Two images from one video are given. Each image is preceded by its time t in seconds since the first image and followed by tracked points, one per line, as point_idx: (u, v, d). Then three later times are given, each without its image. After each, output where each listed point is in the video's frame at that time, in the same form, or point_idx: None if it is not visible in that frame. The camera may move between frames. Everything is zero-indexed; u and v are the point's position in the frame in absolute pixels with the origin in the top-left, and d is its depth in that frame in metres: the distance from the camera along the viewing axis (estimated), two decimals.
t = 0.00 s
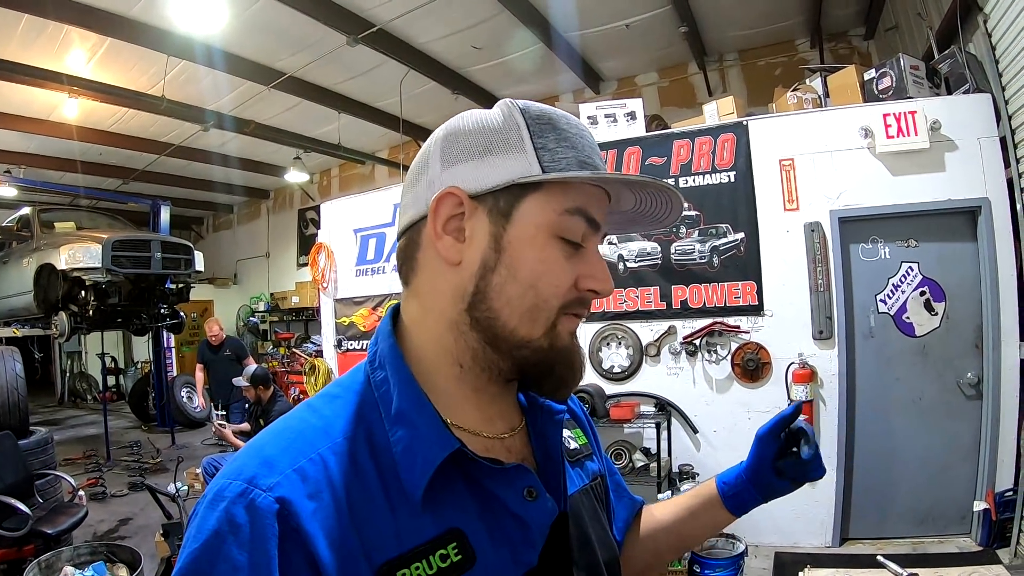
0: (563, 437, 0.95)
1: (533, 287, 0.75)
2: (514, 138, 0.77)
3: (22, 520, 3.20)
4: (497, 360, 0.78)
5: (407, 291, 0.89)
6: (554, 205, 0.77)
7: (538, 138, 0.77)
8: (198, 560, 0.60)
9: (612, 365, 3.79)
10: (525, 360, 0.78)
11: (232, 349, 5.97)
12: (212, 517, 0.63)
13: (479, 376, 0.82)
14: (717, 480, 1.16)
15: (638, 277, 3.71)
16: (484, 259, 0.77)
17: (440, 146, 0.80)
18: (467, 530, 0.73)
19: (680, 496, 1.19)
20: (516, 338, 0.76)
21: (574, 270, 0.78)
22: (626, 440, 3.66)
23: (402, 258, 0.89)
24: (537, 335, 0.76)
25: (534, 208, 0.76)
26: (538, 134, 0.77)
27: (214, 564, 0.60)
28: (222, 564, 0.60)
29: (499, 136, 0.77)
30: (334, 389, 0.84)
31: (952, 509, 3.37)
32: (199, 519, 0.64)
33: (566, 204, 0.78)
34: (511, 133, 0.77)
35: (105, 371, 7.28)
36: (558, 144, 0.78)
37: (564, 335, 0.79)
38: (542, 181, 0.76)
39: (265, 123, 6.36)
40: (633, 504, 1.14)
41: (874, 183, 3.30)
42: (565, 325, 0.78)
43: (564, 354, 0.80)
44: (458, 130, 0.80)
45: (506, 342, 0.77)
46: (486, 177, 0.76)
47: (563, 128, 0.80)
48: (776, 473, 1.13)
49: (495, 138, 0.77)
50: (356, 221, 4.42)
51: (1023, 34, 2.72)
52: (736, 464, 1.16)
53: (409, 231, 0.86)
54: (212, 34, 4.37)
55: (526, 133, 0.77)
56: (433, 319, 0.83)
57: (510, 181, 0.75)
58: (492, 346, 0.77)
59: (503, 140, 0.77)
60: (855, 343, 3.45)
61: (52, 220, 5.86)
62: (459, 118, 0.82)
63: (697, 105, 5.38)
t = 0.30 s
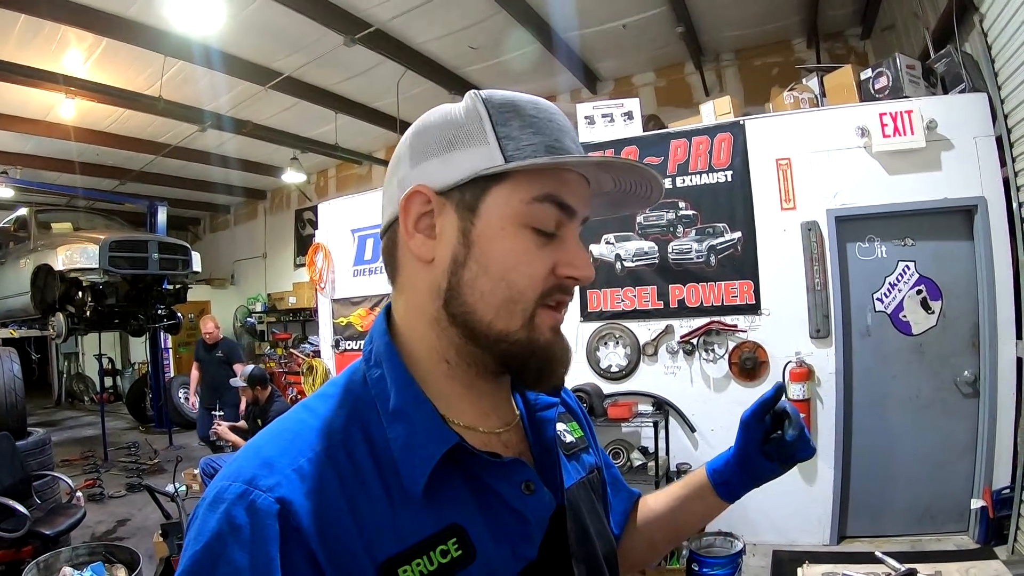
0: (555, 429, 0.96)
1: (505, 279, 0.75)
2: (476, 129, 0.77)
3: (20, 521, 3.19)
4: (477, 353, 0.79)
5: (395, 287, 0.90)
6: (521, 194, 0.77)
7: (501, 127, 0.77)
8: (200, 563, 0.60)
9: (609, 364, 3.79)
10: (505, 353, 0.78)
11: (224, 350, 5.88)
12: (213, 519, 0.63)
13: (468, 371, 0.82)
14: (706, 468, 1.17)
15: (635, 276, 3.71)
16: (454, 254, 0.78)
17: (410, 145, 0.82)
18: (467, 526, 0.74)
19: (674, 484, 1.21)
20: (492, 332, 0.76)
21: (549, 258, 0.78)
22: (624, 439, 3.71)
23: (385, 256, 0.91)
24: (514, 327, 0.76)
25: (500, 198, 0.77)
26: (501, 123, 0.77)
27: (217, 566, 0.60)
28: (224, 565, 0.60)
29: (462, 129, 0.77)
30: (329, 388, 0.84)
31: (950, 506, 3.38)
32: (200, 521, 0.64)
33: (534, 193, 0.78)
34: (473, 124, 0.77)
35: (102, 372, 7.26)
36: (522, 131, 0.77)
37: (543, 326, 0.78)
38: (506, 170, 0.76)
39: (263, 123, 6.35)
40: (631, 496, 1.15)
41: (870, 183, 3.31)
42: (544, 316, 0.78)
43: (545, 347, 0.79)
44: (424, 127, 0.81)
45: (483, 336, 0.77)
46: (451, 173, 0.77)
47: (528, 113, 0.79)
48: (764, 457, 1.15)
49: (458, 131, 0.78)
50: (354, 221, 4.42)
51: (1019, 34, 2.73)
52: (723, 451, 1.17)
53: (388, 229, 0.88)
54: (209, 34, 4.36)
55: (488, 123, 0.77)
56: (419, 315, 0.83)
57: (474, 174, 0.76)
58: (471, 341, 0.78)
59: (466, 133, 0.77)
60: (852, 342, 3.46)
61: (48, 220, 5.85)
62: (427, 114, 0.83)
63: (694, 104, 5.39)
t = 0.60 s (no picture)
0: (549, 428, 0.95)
1: (502, 280, 0.75)
2: (469, 127, 0.76)
3: (19, 522, 3.18)
4: (475, 355, 0.79)
5: (388, 286, 0.89)
6: (515, 193, 0.77)
7: (493, 124, 0.76)
8: (190, 564, 0.60)
9: (609, 364, 3.79)
10: (502, 354, 0.78)
11: (207, 356, 5.35)
12: (203, 521, 0.62)
13: (462, 372, 0.82)
14: (701, 464, 1.16)
15: (635, 276, 3.71)
16: (450, 256, 0.77)
17: (402, 144, 0.82)
18: (459, 527, 0.73)
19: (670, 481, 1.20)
20: (490, 333, 0.76)
21: (547, 257, 0.78)
22: (623, 439, 3.70)
23: (379, 256, 0.90)
24: (512, 328, 0.76)
25: (495, 198, 0.76)
26: (494, 121, 0.76)
27: (207, 568, 0.60)
28: (213, 567, 0.60)
29: (454, 127, 0.77)
30: (322, 388, 0.84)
31: (949, 506, 3.38)
32: (190, 523, 0.64)
33: (529, 192, 0.78)
34: (465, 121, 0.76)
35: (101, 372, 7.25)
36: (515, 129, 0.77)
37: (541, 327, 0.78)
38: (500, 170, 0.76)
39: (261, 124, 6.34)
40: (627, 495, 1.14)
41: (869, 183, 3.31)
42: (544, 316, 0.78)
43: (542, 348, 0.79)
44: (416, 126, 0.81)
45: (480, 338, 0.77)
46: (443, 173, 0.76)
47: (520, 109, 0.78)
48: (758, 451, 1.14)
49: (451, 129, 0.77)
50: (353, 221, 4.42)
51: (1018, 34, 2.73)
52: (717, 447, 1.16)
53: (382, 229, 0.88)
54: (208, 35, 4.36)
55: (480, 121, 0.76)
56: (413, 316, 0.83)
57: (467, 174, 0.75)
58: (468, 343, 0.78)
59: (458, 131, 0.76)
60: (851, 341, 3.46)
61: (47, 221, 5.84)
62: (419, 112, 0.83)
63: (694, 104, 5.39)
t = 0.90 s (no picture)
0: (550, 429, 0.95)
1: (515, 289, 0.75)
2: (493, 134, 0.76)
3: (19, 523, 3.17)
4: (481, 360, 0.78)
5: (391, 287, 0.88)
6: (533, 205, 0.77)
7: (517, 135, 0.77)
8: (192, 565, 0.59)
9: (609, 365, 3.79)
10: (508, 361, 0.78)
11: (184, 358, 4.92)
12: (204, 521, 0.62)
13: (466, 375, 0.82)
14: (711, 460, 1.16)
15: (635, 277, 3.71)
16: (465, 261, 0.77)
17: (417, 144, 0.80)
18: (460, 528, 0.73)
19: (679, 481, 1.19)
20: (500, 340, 0.76)
21: (556, 268, 0.78)
22: (624, 440, 3.70)
23: (383, 255, 0.88)
24: (520, 336, 0.77)
25: (514, 208, 0.76)
26: (517, 131, 0.77)
27: (209, 569, 0.59)
28: (215, 568, 0.59)
29: (477, 132, 0.77)
30: (322, 389, 0.83)
31: (950, 507, 3.38)
32: (191, 523, 0.63)
33: (547, 204, 0.78)
34: (489, 128, 0.76)
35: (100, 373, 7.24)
36: (537, 140, 0.78)
37: (545, 336, 0.79)
38: (522, 181, 0.76)
39: (262, 124, 6.35)
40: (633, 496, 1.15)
41: (870, 183, 3.31)
42: (547, 325, 0.79)
43: (547, 356, 0.80)
44: (435, 126, 0.80)
45: (489, 344, 0.77)
46: (465, 177, 0.76)
47: (541, 121, 0.79)
48: (772, 443, 1.13)
49: (475, 135, 0.77)
50: (353, 222, 4.42)
51: (1017, 34, 2.73)
52: (728, 442, 1.16)
53: (389, 228, 0.86)
54: (208, 36, 4.36)
55: (504, 130, 0.76)
56: (417, 318, 0.83)
57: (490, 182, 0.75)
58: (475, 347, 0.77)
59: (481, 136, 0.76)
60: (852, 342, 3.46)
61: (47, 221, 5.83)
62: (435, 113, 0.82)
63: (693, 105, 5.39)
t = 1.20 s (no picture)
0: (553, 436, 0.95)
1: (526, 297, 0.75)
2: (508, 142, 0.76)
3: (20, 522, 3.17)
4: (487, 368, 0.77)
5: (395, 293, 0.88)
6: (546, 215, 0.77)
7: (532, 144, 0.77)
8: None
9: (610, 363, 3.78)
10: (515, 370, 0.77)
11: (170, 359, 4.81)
12: (205, 530, 0.61)
13: (471, 383, 0.81)
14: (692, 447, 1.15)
15: (636, 275, 3.70)
16: (477, 268, 0.76)
17: (429, 147, 0.79)
18: (463, 537, 0.72)
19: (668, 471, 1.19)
20: (508, 349, 0.76)
21: (565, 277, 0.78)
22: (625, 438, 3.69)
23: (388, 260, 0.87)
24: (528, 345, 0.76)
25: (528, 217, 0.76)
26: (532, 140, 0.77)
27: None
28: None
29: (493, 139, 0.76)
30: (324, 396, 0.83)
31: (950, 506, 3.38)
32: (193, 532, 0.62)
33: (559, 215, 0.78)
34: (505, 136, 0.76)
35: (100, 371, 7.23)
36: (552, 149, 0.78)
37: (552, 345, 0.79)
38: (537, 190, 0.76)
39: (262, 122, 6.34)
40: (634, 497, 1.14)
41: (871, 182, 3.30)
42: (554, 335, 0.79)
43: (553, 365, 0.80)
44: (448, 130, 0.79)
45: (497, 352, 0.76)
46: (481, 183, 0.75)
47: (555, 131, 0.80)
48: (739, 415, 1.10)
49: (490, 142, 0.76)
50: (353, 220, 4.41)
51: (1021, 32, 2.71)
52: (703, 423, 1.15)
53: (395, 233, 0.85)
54: (208, 33, 4.34)
55: (520, 137, 0.76)
56: (422, 325, 0.82)
57: (506, 189, 0.75)
58: (483, 355, 0.77)
59: (497, 143, 0.76)
60: (853, 341, 3.45)
61: (47, 220, 5.82)
62: (448, 117, 0.81)
63: (694, 103, 5.38)
